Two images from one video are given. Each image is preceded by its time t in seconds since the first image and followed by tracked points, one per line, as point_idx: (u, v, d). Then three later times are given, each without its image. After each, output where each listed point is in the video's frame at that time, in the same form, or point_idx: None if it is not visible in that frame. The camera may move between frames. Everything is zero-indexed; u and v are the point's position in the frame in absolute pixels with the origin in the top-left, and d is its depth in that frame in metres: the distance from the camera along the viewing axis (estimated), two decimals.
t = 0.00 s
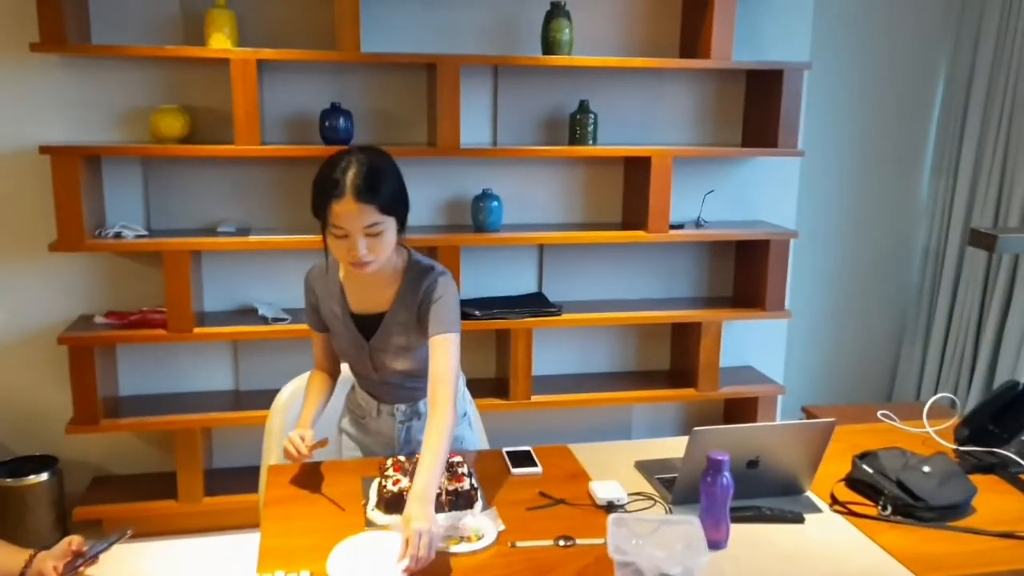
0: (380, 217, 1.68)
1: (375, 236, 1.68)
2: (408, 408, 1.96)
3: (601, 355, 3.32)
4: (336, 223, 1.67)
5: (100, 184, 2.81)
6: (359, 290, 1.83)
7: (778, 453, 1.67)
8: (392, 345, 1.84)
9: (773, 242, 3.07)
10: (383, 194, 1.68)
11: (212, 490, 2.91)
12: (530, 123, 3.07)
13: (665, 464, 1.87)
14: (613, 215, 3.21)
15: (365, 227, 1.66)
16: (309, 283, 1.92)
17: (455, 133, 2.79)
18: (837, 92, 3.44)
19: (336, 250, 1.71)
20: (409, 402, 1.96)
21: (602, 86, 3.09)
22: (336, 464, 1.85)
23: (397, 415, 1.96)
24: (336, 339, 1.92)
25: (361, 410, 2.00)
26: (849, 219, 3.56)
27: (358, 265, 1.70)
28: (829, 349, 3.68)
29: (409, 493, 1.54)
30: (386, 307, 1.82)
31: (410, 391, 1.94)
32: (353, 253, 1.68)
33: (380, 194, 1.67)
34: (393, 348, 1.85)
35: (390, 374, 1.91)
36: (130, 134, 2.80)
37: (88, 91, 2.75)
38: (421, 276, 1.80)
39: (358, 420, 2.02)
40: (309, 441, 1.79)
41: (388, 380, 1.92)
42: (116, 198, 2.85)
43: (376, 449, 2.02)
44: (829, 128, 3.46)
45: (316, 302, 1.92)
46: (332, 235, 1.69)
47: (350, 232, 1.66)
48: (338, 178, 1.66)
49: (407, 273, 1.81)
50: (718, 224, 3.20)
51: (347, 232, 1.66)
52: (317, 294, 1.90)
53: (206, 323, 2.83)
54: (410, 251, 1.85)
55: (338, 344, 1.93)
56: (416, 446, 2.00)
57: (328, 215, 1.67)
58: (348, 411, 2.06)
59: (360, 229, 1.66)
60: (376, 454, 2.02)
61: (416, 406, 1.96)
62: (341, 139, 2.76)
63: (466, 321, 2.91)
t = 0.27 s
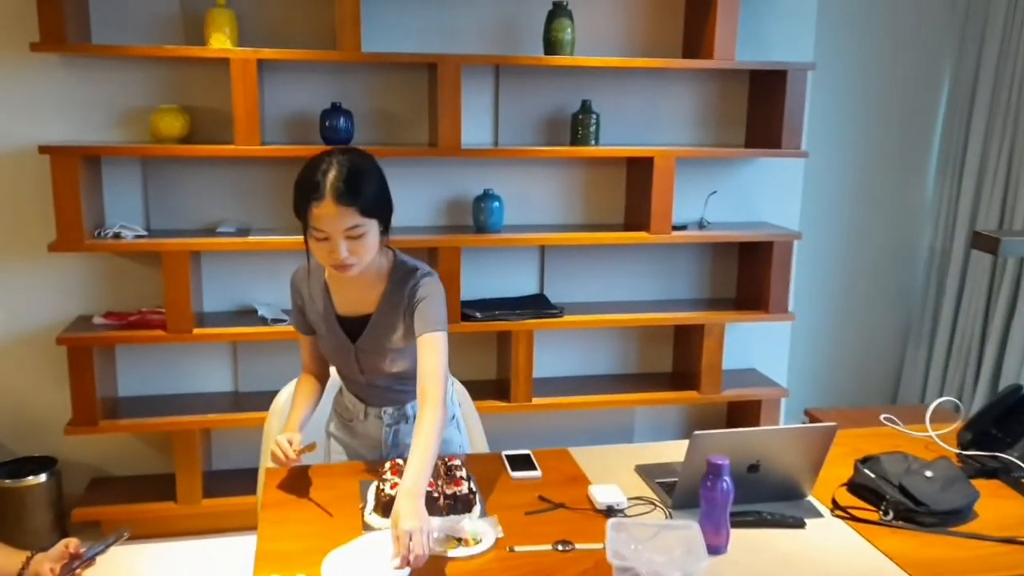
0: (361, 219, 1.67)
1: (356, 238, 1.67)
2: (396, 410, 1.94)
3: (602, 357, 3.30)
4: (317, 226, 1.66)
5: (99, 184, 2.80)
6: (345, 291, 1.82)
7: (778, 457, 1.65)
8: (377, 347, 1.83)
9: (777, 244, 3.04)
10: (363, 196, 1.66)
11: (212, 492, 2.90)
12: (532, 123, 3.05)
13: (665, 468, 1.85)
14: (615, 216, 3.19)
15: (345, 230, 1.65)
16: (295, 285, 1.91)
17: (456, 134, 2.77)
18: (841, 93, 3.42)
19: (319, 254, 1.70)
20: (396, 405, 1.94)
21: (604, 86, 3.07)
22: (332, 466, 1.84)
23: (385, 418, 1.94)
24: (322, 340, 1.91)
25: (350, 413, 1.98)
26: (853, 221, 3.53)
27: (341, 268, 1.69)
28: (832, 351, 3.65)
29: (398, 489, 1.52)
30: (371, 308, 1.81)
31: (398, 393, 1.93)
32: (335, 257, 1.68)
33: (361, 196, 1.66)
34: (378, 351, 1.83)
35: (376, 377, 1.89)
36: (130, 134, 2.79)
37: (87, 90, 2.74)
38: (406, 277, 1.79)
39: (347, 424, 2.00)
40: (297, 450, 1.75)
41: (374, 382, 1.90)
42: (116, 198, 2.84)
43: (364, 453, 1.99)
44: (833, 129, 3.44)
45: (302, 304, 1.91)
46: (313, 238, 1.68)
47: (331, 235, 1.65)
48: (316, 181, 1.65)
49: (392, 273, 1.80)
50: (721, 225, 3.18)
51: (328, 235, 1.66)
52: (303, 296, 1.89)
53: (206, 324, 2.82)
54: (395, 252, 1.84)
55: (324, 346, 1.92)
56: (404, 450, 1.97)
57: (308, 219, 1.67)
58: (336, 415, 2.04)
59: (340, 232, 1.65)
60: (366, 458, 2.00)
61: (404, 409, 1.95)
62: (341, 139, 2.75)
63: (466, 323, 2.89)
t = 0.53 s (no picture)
0: (352, 217, 1.69)
1: (348, 236, 1.70)
2: (392, 409, 1.96)
3: (605, 356, 3.31)
4: (309, 226, 1.69)
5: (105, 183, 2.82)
6: (342, 290, 1.85)
7: (777, 457, 1.65)
8: (373, 346, 1.85)
9: (780, 244, 3.04)
10: (354, 195, 1.69)
11: (216, 489, 2.92)
12: (535, 123, 3.06)
13: (665, 467, 1.86)
14: (618, 215, 3.20)
15: (337, 229, 1.68)
16: (289, 286, 1.92)
17: (459, 133, 2.78)
18: (845, 92, 3.42)
19: (312, 253, 1.73)
20: (392, 404, 1.96)
21: (608, 86, 3.08)
22: (334, 465, 1.85)
23: (381, 416, 1.95)
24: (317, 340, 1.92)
25: (346, 413, 1.99)
26: (856, 221, 3.53)
27: (334, 266, 1.72)
28: (835, 351, 3.65)
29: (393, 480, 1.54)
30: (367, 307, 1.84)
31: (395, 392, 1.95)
32: (328, 255, 1.70)
33: (353, 196, 1.68)
34: (374, 350, 1.85)
35: (372, 376, 1.91)
36: (135, 133, 2.81)
37: (93, 90, 2.76)
38: (401, 276, 1.82)
39: (343, 424, 2.01)
40: (297, 453, 1.77)
41: (369, 380, 1.92)
42: (121, 197, 2.86)
43: (360, 452, 2.01)
44: (836, 129, 3.44)
45: (297, 305, 1.92)
46: (306, 238, 1.71)
47: (323, 234, 1.68)
48: (307, 180, 1.67)
49: (387, 272, 1.83)
50: (724, 225, 3.19)
51: (320, 234, 1.68)
52: (298, 297, 1.91)
53: (210, 322, 2.84)
54: (390, 251, 1.87)
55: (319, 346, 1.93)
56: (400, 448, 1.99)
57: (300, 219, 1.69)
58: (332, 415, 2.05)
59: (331, 231, 1.68)
60: (361, 457, 2.01)
61: (400, 407, 1.96)
62: (345, 139, 2.76)
63: (469, 322, 2.90)
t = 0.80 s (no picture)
0: (351, 213, 1.70)
1: (348, 232, 1.71)
2: (394, 405, 1.97)
3: (610, 354, 3.32)
4: (308, 221, 1.70)
5: (112, 181, 2.83)
6: (342, 288, 1.85)
7: (780, 455, 1.66)
8: (374, 344, 1.86)
9: (785, 241, 3.04)
10: (353, 190, 1.70)
11: (223, 485, 2.94)
12: (541, 120, 3.06)
13: (669, 464, 1.87)
14: (623, 213, 3.20)
15: (337, 224, 1.69)
16: (289, 284, 1.93)
17: (465, 131, 2.79)
18: (850, 90, 3.41)
19: (312, 249, 1.74)
20: (394, 400, 1.97)
21: (613, 83, 3.08)
22: (338, 461, 1.86)
23: (382, 413, 1.97)
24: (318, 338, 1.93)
25: (346, 410, 2.00)
26: (861, 219, 3.52)
27: (334, 262, 1.73)
28: (839, 349, 3.65)
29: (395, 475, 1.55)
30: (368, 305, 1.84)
31: (396, 388, 1.96)
32: (327, 251, 1.71)
33: (352, 192, 1.70)
34: (374, 348, 1.86)
35: (373, 373, 1.92)
36: (142, 131, 2.82)
37: (101, 88, 2.77)
38: (401, 273, 1.83)
39: (342, 421, 2.02)
40: (298, 450, 1.78)
41: (370, 377, 1.93)
42: (128, 194, 2.88)
43: (360, 448, 2.02)
44: (842, 127, 3.43)
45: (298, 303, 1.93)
46: (306, 233, 1.72)
47: (322, 229, 1.69)
48: (306, 176, 1.69)
49: (387, 270, 1.83)
50: (729, 223, 3.19)
51: (319, 229, 1.70)
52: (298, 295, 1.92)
53: (217, 319, 2.85)
54: (389, 247, 1.87)
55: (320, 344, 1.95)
56: (402, 444, 2.00)
57: (300, 214, 1.71)
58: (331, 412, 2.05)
59: (331, 226, 1.69)
60: (361, 453, 2.02)
61: (401, 403, 1.97)
62: (351, 136, 2.77)
63: (474, 319, 2.91)
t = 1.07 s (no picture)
0: (355, 205, 1.73)
1: (351, 224, 1.73)
2: (400, 400, 1.97)
3: (615, 350, 3.32)
4: (312, 214, 1.72)
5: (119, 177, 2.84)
6: (349, 282, 1.88)
7: (785, 451, 1.66)
8: (382, 336, 1.88)
9: (790, 239, 3.04)
10: (356, 182, 1.72)
11: (228, 481, 2.95)
12: (546, 117, 3.06)
13: (673, 461, 1.87)
14: (628, 210, 3.20)
15: (341, 216, 1.71)
16: (292, 282, 1.95)
17: (470, 128, 2.79)
18: (856, 87, 3.40)
19: (316, 241, 1.76)
20: (400, 395, 1.98)
21: (619, 80, 3.08)
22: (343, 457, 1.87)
23: (388, 408, 1.97)
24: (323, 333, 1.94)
25: (351, 407, 2.01)
26: (867, 216, 3.52)
27: (338, 253, 1.76)
28: (844, 347, 3.65)
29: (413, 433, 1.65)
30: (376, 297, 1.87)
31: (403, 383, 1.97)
32: (332, 243, 1.74)
33: (355, 183, 1.72)
34: (382, 341, 1.89)
35: (379, 367, 1.94)
36: (149, 128, 2.83)
37: (107, 84, 2.78)
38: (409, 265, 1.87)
39: (347, 417, 2.02)
40: (303, 424, 1.83)
41: (377, 372, 1.95)
42: (135, 190, 2.89)
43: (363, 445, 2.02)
44: (848, 124, 3.43)
45: (302, 299, 1.95)
46: (310, 226, 1.74)
47: (326, 222, 1.72)
48: (309, 169, 1.71)
49: (395, 262, 1.87)
50: (734, 220, 3.18)
51: (323, 222, 1.72)
52: (303, 292, 1.93)
53: (223, 315, 2.86)
54: (394, 241, 1.92)
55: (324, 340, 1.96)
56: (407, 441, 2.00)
57: (303, 208, 1.73)
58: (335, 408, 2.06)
59: (334, 218, 1.71)
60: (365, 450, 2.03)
61: (407, 399, 1.98)
62: (357, 133, 2.77)
63: (479, 316, 2.91)
